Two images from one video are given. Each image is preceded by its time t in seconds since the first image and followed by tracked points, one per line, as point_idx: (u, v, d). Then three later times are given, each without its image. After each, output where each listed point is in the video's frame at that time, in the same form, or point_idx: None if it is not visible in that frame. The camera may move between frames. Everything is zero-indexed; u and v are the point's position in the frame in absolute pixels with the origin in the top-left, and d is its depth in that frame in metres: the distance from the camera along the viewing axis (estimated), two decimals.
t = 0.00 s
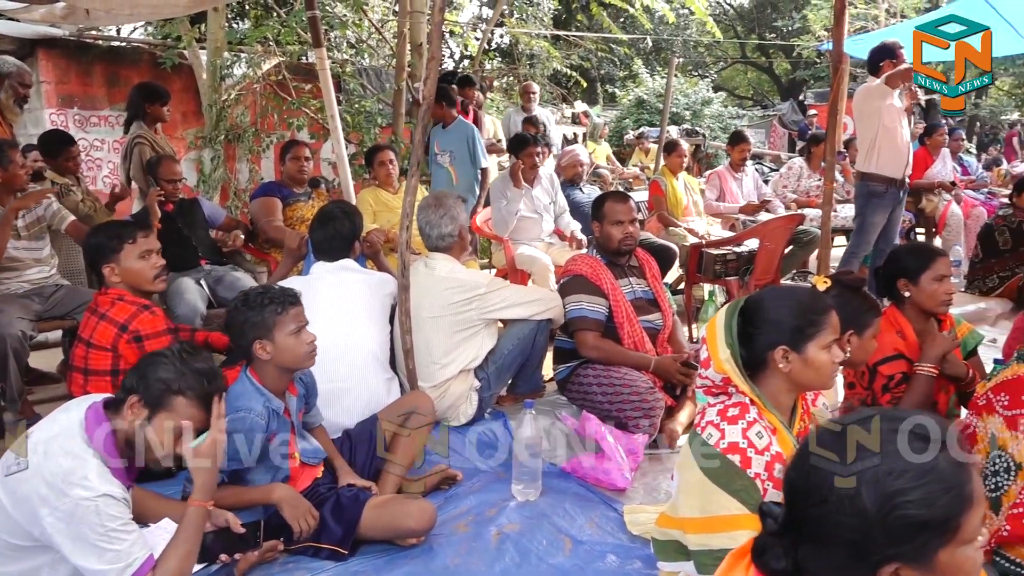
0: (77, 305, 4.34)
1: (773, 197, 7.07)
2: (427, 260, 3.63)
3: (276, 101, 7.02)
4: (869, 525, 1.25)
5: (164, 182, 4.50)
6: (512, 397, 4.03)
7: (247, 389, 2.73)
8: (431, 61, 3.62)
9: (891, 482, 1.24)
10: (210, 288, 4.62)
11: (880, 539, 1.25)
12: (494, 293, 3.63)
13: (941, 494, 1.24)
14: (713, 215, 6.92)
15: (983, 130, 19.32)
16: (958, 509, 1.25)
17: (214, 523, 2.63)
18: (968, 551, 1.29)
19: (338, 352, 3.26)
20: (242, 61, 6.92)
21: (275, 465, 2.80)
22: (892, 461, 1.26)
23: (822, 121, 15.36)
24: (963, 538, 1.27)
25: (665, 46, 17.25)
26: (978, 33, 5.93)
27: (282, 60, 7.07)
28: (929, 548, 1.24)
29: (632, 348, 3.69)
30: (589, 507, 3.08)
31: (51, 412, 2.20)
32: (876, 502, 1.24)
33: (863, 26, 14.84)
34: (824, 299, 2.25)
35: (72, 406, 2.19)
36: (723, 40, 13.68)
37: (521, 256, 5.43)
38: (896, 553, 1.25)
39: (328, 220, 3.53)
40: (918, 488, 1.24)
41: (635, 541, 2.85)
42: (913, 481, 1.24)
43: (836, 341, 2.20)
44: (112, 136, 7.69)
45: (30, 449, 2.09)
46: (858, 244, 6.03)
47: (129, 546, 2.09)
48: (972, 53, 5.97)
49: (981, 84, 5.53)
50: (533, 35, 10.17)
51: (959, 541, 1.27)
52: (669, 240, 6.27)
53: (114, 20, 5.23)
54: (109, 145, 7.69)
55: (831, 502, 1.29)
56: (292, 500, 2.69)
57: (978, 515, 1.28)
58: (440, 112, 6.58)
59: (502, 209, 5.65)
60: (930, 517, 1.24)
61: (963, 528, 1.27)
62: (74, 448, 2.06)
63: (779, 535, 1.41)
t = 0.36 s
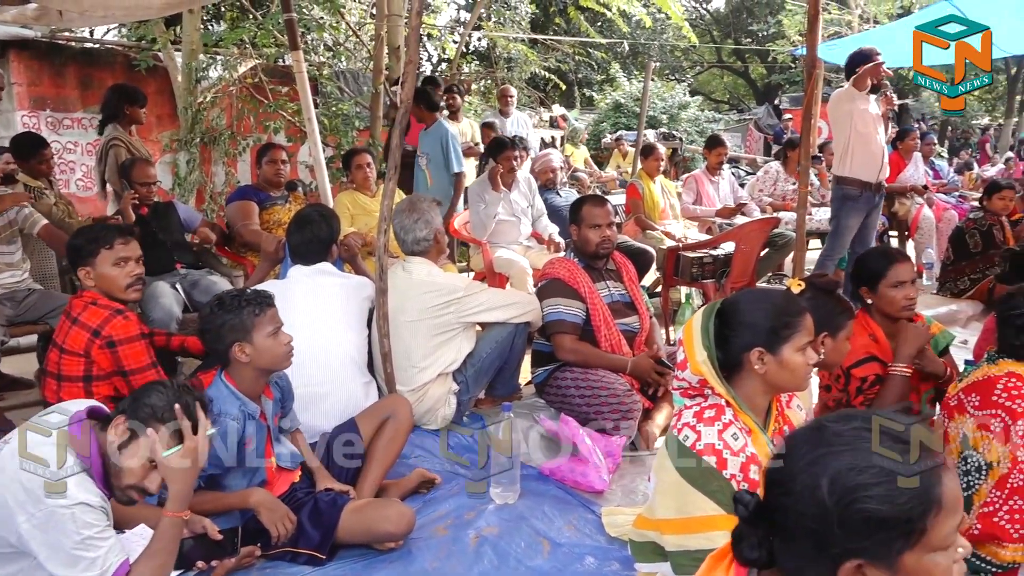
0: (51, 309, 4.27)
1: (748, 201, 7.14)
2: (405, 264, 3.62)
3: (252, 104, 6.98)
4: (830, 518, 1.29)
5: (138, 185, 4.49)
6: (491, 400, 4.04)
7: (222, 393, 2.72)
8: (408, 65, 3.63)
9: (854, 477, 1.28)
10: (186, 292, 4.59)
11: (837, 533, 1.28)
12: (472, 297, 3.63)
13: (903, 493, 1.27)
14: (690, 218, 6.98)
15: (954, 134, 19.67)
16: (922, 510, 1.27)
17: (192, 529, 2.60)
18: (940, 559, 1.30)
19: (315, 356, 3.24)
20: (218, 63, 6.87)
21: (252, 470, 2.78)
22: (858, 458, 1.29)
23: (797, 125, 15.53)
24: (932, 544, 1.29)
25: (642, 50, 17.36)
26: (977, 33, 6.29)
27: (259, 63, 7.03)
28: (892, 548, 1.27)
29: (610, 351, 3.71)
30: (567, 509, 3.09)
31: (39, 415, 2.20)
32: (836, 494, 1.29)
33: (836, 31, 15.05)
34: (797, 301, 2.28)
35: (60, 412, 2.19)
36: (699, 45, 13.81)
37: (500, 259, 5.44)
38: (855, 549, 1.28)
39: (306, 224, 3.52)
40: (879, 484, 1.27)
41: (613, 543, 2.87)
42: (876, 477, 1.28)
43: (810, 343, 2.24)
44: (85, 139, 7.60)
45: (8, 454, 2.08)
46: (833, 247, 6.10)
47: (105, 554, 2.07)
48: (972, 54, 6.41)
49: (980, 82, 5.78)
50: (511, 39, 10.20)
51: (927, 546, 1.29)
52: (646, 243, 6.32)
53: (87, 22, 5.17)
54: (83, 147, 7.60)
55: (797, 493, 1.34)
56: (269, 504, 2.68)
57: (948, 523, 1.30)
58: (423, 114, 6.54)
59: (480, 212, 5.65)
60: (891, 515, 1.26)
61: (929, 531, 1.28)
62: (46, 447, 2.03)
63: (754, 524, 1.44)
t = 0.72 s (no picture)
0: (25, 310, 4.22)
1: (725, 203, 7.20)
2: (383, 265, 3.62)
3: (228, 105, 6.93)
4: (807, 508, 1.34)
5: (106, 185, 4.44)
6: (469, 401, 4.06)
7: (197, 396, 2.70)
8: (385, 66, 3.62)
9: (831, 470, 1.32)
10: (161, 294, 4.56)
11: (810, 522, 1.34)
12: (450, 298, 3.63)
13: (879, 487, 1.30)
14: (667, 220, 7.02)
15: (927, 137, 19.95)
16: (896, 507, 1.30)
17: (167, 533, 2.53)
18: (918, 558, 1.33)
19: (292, 358, 3.23)
20: (193, 64, 6.82)
21: (228, 472, 2.76)
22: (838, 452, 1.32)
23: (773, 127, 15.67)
24: (907, 543, 1.32)
25: (619, 53, 17.43)
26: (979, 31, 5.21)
27: (235, 64, 6.99)
28: (866, 543, 1.31)
29: (587, 352, 3.72)
30: (545, 510, 3.10)
31: (17, 417, 2.16)
32: (812, 486, 1.33)
33: (811, 35, 15.17)
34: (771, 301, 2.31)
35: (37, 416, 2.13)
36: (675, 48, 13.89)
37: (478, 260, 5.45)
38: (828, 540, 1.33)
39: (283, 226, 3.50)
40: (855, 478, 1.30)
41: (591, 543, 2.89)
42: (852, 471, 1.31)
43: (785, 343, 2.27)
44: (58, 140, 7.51)
45: None
46: (807, 249, 6.18)
47: (78, 560, 2.06)
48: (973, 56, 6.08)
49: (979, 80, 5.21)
50: (488, 41, 10.21)
51: (903, 544, 1.32)
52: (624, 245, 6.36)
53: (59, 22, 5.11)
54: (55, 148, 7.51)
55: (780, 481, 1.39)
56: (246, 507, 2.66)
57: (925, 522, 1.32)
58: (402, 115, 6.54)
59: (456, 214, 5.66)
60: (864, 508, 1.29)
61: (905, 529, 1.31)
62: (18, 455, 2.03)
63: (740, 515, 1.55)
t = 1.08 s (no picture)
0: None
1: (691, 203, 7.28)
2: (351, 266, 3.59)
3: (192, 104, 6.84)
4: (772, 501, 1.36)
5: (58, 186, 4.30)
6: (437, 402, 4.06)
7: (161, 399, 2.65)
8: (351, 65, 3.60)
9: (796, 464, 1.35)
10: (124, 295, 4.50)
11: (774, 515, 1.36)
12: (419, 299, 3.63)
13: (842, 483, 1.34)
14: (635, 220, 7.08)
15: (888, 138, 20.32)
16: (860, 504, 1.34)
17: (132, 538, 2.48)
18: (880, 556, 1.36)
19: (258, 360, 3.21)
20: (156, 62, 6.73)
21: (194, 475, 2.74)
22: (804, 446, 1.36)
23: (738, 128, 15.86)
24: (869, 540, 1.35)
25: (586, 53, 17.51)
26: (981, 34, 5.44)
27: (199, 62, 6.90)
28: (829, 537, 1.33)
29: (556, 351, 3.74)
30: (514, 509, 3.11)
31: None
32: (777, 479, 1.36)
33: (776, 37, 15.38)
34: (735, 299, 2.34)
35: None
36: (642, 50, 14.00)
37: (446, 261, 5.45)
38: (793, 532, 1.35)
39: (249, 226, 3.46)
40: (820, 473, 1.34)
41: (560, 542, 2.90)
42: (816, 466, 1.35)
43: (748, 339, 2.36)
44: (16, 139, 7.36)
45: None
46: (771, 248, 6.26)
47: (38, 567, 2.06)
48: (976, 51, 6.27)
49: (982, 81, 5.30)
50: (456, 41, 10.21)
51: (865, 541, 1.35)
52: (592, 244, 6.40)
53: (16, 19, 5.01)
54: (13, 148, 7.36)
55: (745, 475, 1.42)
56: (212, 510, 2.64)
57: (888, 521, 1.36)
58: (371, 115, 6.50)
59: (419, 212, 5.67)
60: (827, 502, 1.33)
61: (868, 526, 1.35)
62: None
63: (713, 505, 1.55)
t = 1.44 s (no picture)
0: None
1: (652, 205, 7.36)
2: (311, 269, 3.56)
3: (149, 105, 6.73)
4: (725, 492, 1.39)
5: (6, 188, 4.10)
6: (400, 405, 4.04)
7: (115, 404, 2.60)
8: (310, 66, 3.57)
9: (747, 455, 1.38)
10: (79, 300, 4.41)
11: (729, 506, 1.39)
12: (380, 302, 3.62)
13: (792, 471, 1.37)
14: (596, 221, 7.13)
15: (844, 141, 20.78)
16: (809, 490, 1.37)
17: (87, 547, 2.45)
18: (832, 542, 1.40)
19: (216, 365, 3.17)
20: (111, 62, 6.61)
21: (152, 481, 2.70)
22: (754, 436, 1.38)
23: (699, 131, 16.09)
24: (822, 526, 1.39)
25: (548, 56, 17.61)
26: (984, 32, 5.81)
27: (156, 63, 6.79)
28: (780, 526, 1.38)
29: (518, 353, 3.76)
30: (477, 511, 3.12)
31: None
32: (730, 469, 1.38)
33: (735, 41, 15.64)
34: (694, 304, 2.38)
35: None
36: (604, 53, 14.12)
37: (409, 263, 5.44)
38: (746, 522, 1.39)
39: (206, 230, 3.42)
40: (770, 462, 1.36)
41: (522, 543, 2.92)
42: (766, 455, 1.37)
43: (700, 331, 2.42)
44: None
45: None
46: (730, 248, 6.36)
47: None
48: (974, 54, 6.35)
49: (981, 81, 5.68)
50: (418, 43, 10.20)
51: (817, 527, 1.39)
52: (554, 246, 6.43)
53: None
54: None
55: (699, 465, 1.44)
56: (170, 518, 2.59)
57: (837, 506, 1.39)
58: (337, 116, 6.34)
59: (376, 208, 5.69)
60: (778, 490, 1.36)
61: (818, 512, 1.38)
62: None
63: (671, 501, 1.52)
